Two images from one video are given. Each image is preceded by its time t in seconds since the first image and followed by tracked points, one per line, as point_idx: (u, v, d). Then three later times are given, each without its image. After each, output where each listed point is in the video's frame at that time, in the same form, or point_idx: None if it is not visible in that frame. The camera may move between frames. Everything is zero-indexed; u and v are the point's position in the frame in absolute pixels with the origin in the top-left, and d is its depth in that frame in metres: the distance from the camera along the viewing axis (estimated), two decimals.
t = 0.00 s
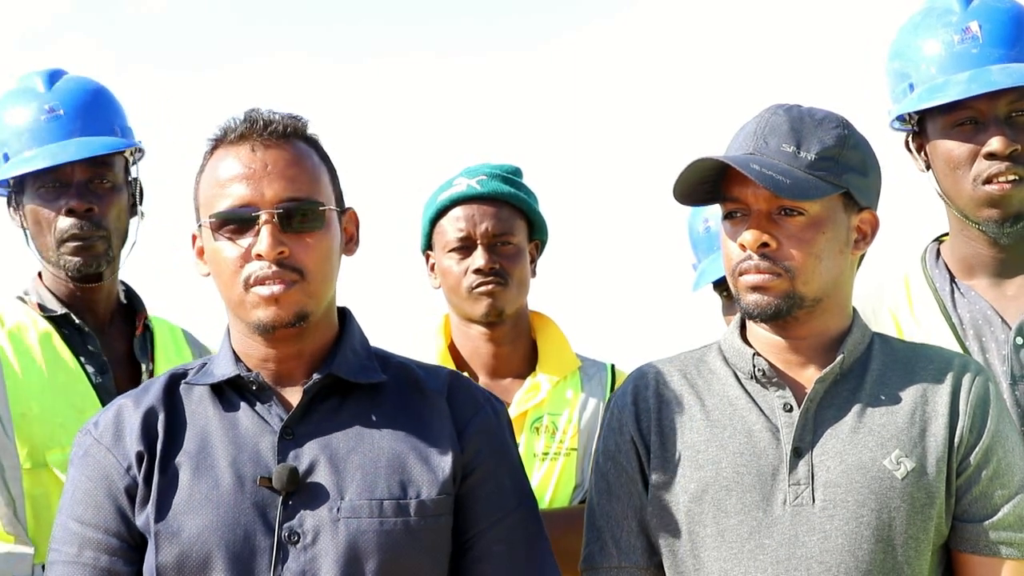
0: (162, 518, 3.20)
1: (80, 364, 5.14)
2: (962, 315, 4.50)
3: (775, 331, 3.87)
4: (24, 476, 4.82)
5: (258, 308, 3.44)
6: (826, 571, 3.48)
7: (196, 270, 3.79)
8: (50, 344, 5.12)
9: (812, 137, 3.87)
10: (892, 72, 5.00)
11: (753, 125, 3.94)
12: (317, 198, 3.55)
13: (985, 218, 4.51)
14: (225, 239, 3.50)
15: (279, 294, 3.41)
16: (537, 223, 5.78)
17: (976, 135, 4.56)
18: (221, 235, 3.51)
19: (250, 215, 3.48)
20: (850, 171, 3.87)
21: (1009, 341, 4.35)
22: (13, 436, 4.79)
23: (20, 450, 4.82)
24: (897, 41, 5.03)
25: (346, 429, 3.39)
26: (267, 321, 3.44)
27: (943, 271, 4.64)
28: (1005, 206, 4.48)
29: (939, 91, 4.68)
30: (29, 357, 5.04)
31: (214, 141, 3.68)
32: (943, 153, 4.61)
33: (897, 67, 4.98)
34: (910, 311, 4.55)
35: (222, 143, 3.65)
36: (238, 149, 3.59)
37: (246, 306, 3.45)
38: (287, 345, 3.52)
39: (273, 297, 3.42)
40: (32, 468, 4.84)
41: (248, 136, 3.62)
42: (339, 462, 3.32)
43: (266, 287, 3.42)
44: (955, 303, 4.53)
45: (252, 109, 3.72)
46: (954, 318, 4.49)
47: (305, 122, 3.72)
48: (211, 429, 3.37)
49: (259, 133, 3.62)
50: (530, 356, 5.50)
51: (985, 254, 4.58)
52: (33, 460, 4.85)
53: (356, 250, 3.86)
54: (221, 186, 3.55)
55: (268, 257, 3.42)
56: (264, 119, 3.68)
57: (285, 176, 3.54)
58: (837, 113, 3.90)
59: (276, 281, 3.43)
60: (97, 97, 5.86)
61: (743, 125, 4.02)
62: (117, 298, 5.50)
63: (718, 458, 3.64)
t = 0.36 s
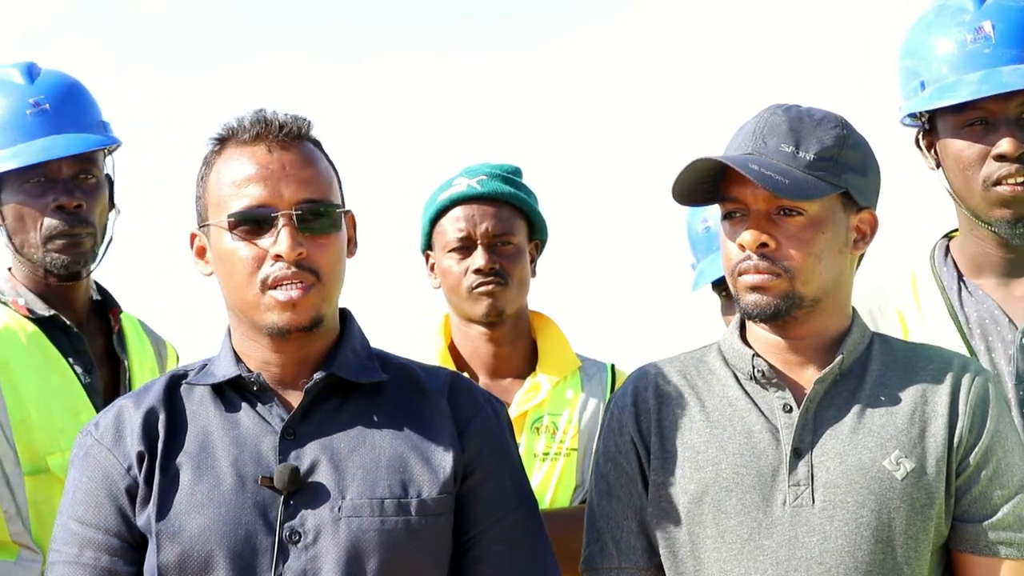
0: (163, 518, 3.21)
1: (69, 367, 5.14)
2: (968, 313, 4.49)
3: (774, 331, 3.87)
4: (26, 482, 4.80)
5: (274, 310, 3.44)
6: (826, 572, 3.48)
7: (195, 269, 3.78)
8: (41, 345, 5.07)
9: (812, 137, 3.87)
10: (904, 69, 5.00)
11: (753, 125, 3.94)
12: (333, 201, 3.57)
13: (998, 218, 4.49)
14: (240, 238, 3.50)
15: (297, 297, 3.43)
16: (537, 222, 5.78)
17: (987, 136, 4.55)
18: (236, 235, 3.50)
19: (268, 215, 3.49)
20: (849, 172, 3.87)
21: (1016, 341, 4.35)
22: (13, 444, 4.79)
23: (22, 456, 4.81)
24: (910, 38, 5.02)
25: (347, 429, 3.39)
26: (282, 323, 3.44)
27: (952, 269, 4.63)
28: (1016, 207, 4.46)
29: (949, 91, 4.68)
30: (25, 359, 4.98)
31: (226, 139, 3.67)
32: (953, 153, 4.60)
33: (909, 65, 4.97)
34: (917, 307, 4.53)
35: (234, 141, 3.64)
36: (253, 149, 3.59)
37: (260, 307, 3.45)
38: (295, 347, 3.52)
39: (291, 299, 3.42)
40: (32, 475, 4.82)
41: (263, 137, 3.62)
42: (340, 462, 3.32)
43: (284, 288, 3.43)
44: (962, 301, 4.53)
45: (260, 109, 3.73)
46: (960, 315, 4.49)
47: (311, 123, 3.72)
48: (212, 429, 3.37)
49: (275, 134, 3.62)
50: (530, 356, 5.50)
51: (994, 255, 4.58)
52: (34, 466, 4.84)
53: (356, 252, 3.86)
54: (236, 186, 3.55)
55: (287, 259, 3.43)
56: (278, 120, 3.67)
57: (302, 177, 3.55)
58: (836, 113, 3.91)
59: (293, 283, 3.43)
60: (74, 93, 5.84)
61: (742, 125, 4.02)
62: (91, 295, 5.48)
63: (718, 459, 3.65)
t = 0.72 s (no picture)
0: (162, 518, 3.21)
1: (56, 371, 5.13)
2: (977, 312, 4.49)
3: (774, 331, 3.87)
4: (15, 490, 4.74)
5: (279, 311, 3.43)
6: (825, 572, 3.48)
7: (195, 266, 3.78)
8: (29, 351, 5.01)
9: (810, 137, 3.87)
10: (911, 68, 5.00)
11: (751, 125, 3.94)
12: (341, 205, 3.58)
13: (1005, 215, 4.48)
14: (247, 237, 3.50)
15: (304, 299, 3.43)
16: (536, 222, 5.78)
17: (996, 134, 4.53)
18: (244, 233, 3.50)
19: (278, 215, 3.49)
20: (847, 171, 3.87)
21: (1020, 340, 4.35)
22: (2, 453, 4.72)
23: (11, 465, 4.74)
24: (918, 36, 5.02)
25: (346, 429, 3.39)
26: (285, 325, 3.43)
27: (960, 268, 4.62)
28: None
29: (959, 88, 4.66)
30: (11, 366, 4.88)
31: (235, 135, 3.67)
32: (960, 151, 4.59)
33: (917, 63, 4.97)
34: (929, 310, 4.51)
35: (243, 140, 3.64)
36: (264, 148, 3.59)
37: (265, 308, 3.45)
38: (294, 350, 3.53)
39: (298, 302, 3.43)
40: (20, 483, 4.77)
41: (276, 136, 3.62)
42: (339, 462, 3.32)
43: (291, 290, 3.42)
44: (971, 301, 4.51)
45: (270, 109, 3.72)
46: (969, 316, 4.47)
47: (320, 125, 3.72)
48: (211, 429, 3.37)
49: (287, 134, 3.62)
50: (529, 356, 5.50)
51: (1000, 254, 4.56)
52: (22, 474, 4.78)
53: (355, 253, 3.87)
54: (246, 184, 3.55)
55: (296, 260, 3.43)
56: (289, 120, 3.66)
57: (312, 180, 3.55)
58: (834, 112, 3.91)
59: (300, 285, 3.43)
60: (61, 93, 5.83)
61: (741, 125, 4.02)
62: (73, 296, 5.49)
63: (717, 460, 3.65)
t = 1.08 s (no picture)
0: (162, 520, 3.21)
1: (44, 369, 5.09)
2: (978, 312, 4.50)
3: (773, 331, 3.87)
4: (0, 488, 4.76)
5: (280, 311, 3.43)
6: (825, 572, 3.48)
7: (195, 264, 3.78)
8: (12, 351, 5.02)
9: (808, 137, 3.87)
10: (911, 69, 5.00)
11: (749, 125, 3.94)
12: (346, 206, 3.58)
13: (1008, 216, 4.48)
14: (251, 235, 3.50)
15: (306, 300, 3.43)
16: (536, 221, 5.79)
17: (998, 136, 4.53)
18: (248, 231, 3.50)
19: (284, 214, 3.49)
20: (846, 171, 3.87)
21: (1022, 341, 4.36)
22: None
23: None
24: (916, 37, 5.02)
25: (346, 430, 3.39)
26: (286, 325, 3.44)
27: (961, 268, 4.62)
28: None
29: (960, 91, 4.67)
30: None
31: (241, 133, 3.66)
32: (962, 153, 4.59)
33: (916, 65, 4.97)
34: (931, 309, 4.49)
35: (248, 138, 3.64)
36: (272, 147, 3.59)
37: (267, 307, 3.45)
38: (293, 352, 3.53)
39: (299, 302, 3.43)
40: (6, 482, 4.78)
41: (282, 136, 3.61)
42: (339, 463, 3.33)
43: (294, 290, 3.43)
44: (973, 300, 4.52)
45: (276, 108, 3.72)
46: (971, 314, 4.49)
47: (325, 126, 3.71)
48: (210, 430, 3.37)
49: (293, 134, 3.62)
50: (529, 356, 5.50)
51: (1000, 255, 4.57)
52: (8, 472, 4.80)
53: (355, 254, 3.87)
54: (252, 182, 3.55)
55: (300, 259, 3.43)
56: (296, 120, 3.66)
57: (318, 180, 3.55)
58: (832, 113, 3.90)
59: (303, 285, 3.44)
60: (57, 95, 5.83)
61: (739, 125, 4.02)
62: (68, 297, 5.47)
63: (717, 460, 3.65)
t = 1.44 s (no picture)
0: (161, 519, 3.21)
1: (46, 369, 5.08)
2: (977, 312, 4.49)
3: (774, 331, 3.87)
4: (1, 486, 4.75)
5: (277, 309, 3.43)
6: (826, 571, 3.48)
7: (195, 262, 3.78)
8: (12, 353, 5.03)
9: (810, 137, 3.87)
10: (910, 69, 4.99)
11: (752, 125, 3.93)
12: (344, 204, 3.57)
13: (1005, 216, 4.47)
14: (249, 232, 3.49)
15: (303, 296, 3.42)
16: (536, 222, 5.78)
17: (994, 136, 4.51)
18: (246, 228, 3.50)
19: (281, 211, 3.48)
20: (847, 171, 3.87)
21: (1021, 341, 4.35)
22: None
23: None
24: (916, 37, 5.02)
25: (346, 429, 3.39)
26: (283, 323, 3.43)
27: (959, 267, 4.62)
28: None
29: (958, 90, 4.66)
30: None
31: (240, 132, 3.66)
32: (960, 153, 4.57)
33: (915, 64, 4.96)
34: (928, 307, 4.50)
35: (249, 137, 3.64)
36: (271, 145, 3.59)
37: (264, 304, 3.44)
38: (293, 350, 3.52)
39: (295, 299, 3.42)
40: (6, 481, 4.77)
41: (281, 134, 3.62)
42: (339, 463, 3.32)
43: (291, 287, 3.42)
44: (971, 300, 4.52)
45: (278, 107, 3.72)
46: (970, 314, 4.49)
47: (326, 126, 3.71)
48: (210, 430, 3.36)
49: (292, 133, 3.62)
50: (529, 355, 5.49)
51: (999, 255, 4.56)
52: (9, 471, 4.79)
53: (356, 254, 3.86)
54: (251, 180, 3.54)
55: (297, 256, 3.42)
56: (296, 119, 3.66)
57: (317, 178, 3.55)
58: (835, 112, 3.90)
59: (300, 282, 3.43)
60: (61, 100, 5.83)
61: (741, 125, 4.02)
62: (71, 300, 5.46)
63: (718, 460, 3.64)
